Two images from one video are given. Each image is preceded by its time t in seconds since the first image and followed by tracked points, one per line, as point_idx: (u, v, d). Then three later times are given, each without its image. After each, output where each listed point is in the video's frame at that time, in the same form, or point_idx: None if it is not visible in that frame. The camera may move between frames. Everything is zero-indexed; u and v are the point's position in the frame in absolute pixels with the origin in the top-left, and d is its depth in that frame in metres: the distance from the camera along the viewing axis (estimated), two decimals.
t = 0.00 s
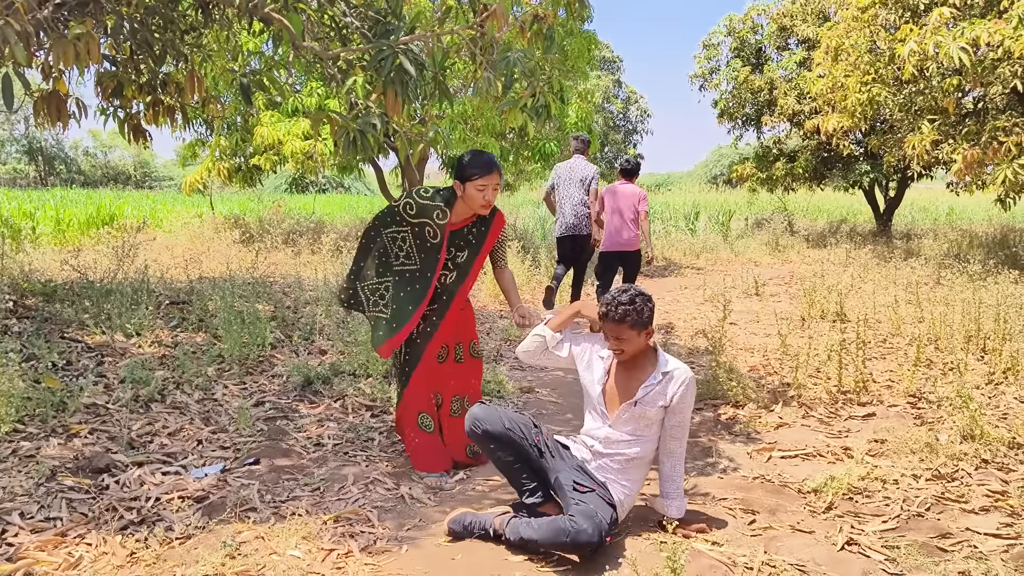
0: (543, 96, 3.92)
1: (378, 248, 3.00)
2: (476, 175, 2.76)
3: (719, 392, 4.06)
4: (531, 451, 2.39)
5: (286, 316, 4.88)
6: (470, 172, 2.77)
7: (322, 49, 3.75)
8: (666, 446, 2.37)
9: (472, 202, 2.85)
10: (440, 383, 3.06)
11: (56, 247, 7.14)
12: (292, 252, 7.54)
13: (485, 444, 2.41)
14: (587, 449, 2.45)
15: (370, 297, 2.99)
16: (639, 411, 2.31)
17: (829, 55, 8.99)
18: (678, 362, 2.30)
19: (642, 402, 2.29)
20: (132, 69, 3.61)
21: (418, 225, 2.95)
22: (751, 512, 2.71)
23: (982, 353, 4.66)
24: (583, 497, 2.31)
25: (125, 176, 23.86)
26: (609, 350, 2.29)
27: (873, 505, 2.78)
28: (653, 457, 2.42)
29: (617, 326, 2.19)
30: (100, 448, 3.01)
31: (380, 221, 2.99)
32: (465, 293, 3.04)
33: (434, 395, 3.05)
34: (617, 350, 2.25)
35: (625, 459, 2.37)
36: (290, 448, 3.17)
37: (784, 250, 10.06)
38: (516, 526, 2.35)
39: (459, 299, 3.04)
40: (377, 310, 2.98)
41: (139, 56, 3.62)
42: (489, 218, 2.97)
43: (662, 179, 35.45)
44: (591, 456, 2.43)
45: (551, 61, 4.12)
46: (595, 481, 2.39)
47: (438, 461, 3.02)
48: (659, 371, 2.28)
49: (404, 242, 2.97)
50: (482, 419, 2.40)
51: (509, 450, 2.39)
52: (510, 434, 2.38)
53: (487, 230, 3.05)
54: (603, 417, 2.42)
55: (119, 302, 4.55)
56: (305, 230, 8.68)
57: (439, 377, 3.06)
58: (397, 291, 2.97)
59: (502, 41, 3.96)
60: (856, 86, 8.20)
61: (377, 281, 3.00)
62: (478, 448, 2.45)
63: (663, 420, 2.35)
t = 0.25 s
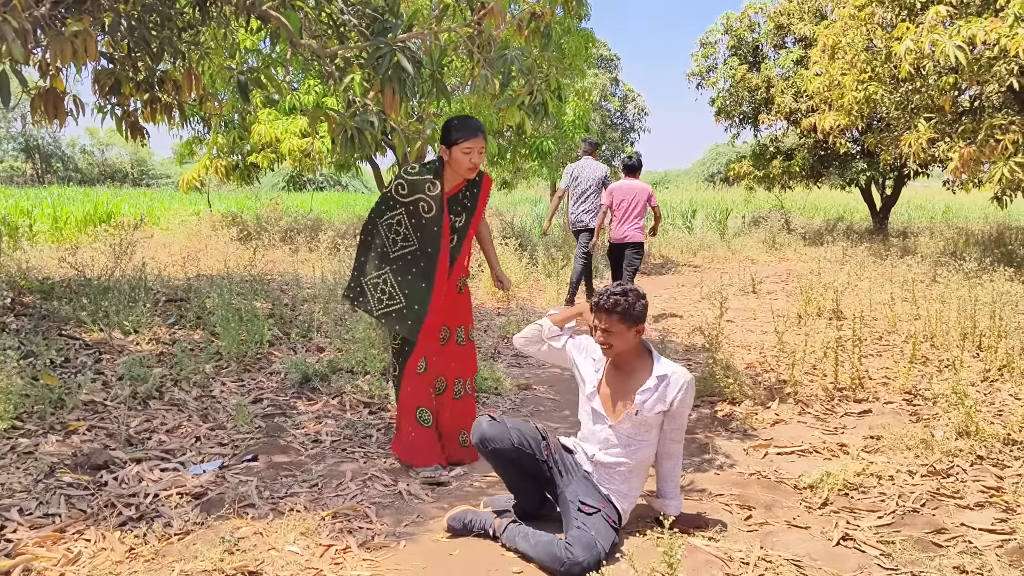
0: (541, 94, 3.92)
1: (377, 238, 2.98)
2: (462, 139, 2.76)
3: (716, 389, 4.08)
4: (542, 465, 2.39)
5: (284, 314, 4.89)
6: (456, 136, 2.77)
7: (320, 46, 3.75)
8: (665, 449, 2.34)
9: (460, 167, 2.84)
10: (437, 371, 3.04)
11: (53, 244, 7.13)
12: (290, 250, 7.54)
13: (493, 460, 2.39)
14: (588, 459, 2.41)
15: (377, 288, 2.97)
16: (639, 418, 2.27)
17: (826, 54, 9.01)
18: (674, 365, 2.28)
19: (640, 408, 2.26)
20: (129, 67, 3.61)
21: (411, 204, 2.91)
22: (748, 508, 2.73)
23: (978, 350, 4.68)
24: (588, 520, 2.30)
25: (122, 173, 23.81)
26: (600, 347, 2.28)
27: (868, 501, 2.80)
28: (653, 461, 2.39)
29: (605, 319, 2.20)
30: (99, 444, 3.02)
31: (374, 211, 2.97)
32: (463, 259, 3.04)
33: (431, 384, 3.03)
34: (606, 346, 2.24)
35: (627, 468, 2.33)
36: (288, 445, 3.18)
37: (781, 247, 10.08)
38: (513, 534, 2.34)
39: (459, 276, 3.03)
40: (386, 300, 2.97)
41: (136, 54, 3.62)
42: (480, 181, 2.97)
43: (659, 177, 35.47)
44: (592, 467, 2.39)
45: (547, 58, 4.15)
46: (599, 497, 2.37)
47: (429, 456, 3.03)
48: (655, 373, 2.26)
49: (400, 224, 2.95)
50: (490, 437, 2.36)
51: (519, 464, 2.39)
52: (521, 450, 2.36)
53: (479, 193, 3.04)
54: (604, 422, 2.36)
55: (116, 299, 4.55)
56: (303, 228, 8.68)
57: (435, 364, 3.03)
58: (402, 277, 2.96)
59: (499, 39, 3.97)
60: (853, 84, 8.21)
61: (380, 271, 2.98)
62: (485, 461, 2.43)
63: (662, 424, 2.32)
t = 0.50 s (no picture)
0: (539, 90, 3.93)
1: (373, 228, 2.88)
2: (451, 120, 2.75)
3: (713, 385, 4.09)
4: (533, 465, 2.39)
5: (282, 311, 4.89)
6: (446, 116, 2.75)
7: (317, 43, 3.75)
8: (670, 444, 2.37)
9: (450, 149, 2.81)
10: (433, 361, 2.99)
11: (50, 242, 7.12)
12: (288, 248, 7.53)
13: (484, 466, 2.39)
14: (588, 456, 2.39)
15: (380, 278, 2.89)
16: (648, 416, 2.28)
17: (823, 51, 9.02)
18: (682, 364, 2.30)
19: (650, 406, 2.26)
20: (127, 63, 3.61)
21: (404, 190, 2.85)
22: (745, 503, 2.74)
23: (975, 346, 4.69)
24: (584, 516, 2.30)
25: (119, 171, 23.78)
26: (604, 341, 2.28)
27: (865, 496, 2.81)
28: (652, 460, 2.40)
29: (611, 312, 2.22)
30: (96, 440, 3.02)
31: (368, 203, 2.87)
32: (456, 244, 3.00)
33: (425, 376, 2.97)
34: (610, 339, 2.25)
35: (632, 466, 2.34)
36: (286, 441, 3.18)
37: (778, 245, 10.09)
38: (511, 529, 2.35)
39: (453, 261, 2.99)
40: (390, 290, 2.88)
41: (134, 50, 3.62)
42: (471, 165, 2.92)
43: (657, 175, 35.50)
44: (593, 464, 2.37)
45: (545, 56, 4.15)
46: (596, 493, 2.37)
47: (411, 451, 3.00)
48: (663, 371, 2.27)
49: (396, 212, 2.87)
50: (479, 444, 2.37)
51: (510, 466, 2.40)
52: (511, 454, 2.36)
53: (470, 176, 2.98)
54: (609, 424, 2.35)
55: (114, 296, 4.55)
56: (300, 225, 8.67)
57: (429, 356, 2.98)
58: (404, 264, 2.89)
59: (497, 36, 3.97)
60: (850, 82, 8.22)
61: (380, 262, 2.89)
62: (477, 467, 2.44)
63: (667, 421, 2.34)
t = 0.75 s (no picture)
0: (537, 88, 3.93)
1: (361, 240, 2.87)
2: (447, 137, 2.70)
3: (711, 382, 4.09)
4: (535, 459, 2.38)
5: (280, 308, 4.88)
6: (441, 134, 2.70)
7: (315, 40, 3.75)
8: (670, 442, 2.37)
9: (445, 166, 2.77)
10: (422, 371, 2.96)
11: (48, 239, 7.11)
12: (286, 245, 7.53)
13: (486, 460, 2.37)
14: (589, 452, 2.40)
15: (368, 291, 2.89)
16: (648, 415, 2.28)
17: (822, 49, 9.02)
18: (683, 363, 2.30)
19: (651, 405, 2.26)
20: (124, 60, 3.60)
21: (394, 205, 2.81)
22: (743, 499, 2.74)
23: (972, 344, 4.70)
24: (583, 512, 2.30)
25: (116, 169, 23.73)
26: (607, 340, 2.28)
27: (863, 492, 2.81)
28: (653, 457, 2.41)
29: (615, 309, 2.22)
30: (94, 437, 3.01)
31: (356, 215, 2.86)
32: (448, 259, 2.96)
33: (413, 383, 2.95)
34: (613, 337, 2.25)
35: (633, 464, 2.35)
36: (284, 438, 3.18)
37: (776, 243, 10.09)
38: (509, 526, 2.35)
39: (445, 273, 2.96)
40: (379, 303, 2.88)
41: (131, 46, 3.61)
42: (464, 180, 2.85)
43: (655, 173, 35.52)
44: (593, 461, 2.38)
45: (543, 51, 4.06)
46: (595, 489, 2.37)
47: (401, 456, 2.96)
48: (665, 371, 2.27)
49: (386, 225, 2.84)
50: (482, 438, 2.33)
51: (512, 460, 2.38)
52: (514, 448, 2.35)
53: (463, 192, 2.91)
54: (608, 424, 2.35)
55: (111, 293, 4.54)
56: (298, 222, 8.66)
57: (417, 363, 2.94)
58: (394, 277, 2.87)
59: (496, 32, 3.97)
60: (848, 79, 8.23)
61: (367, 274, 2.90)
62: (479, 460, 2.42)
63: (667, 419, 2.34)
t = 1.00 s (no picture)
0: (536, 86, 3.94)
1: (350, 248, 2.88)
2: (450, 163, 2.66)
3: (710, 380, 4.09)
4: (536, 456, 2.39)
5: (279, 307, 4.88)
6: (443, 159, 2.66)
7: (314, 38, 3.74)
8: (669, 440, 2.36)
9: (445, 189, 2.74)
10: (409, 380, 2.95)
11: (47, 238, 7.10)
12: (285, 244, 7.52)
13: (487, 455, 2.39)
14: (589, 449, 2.40)
15: (351, 301, 2.89)
16: (648, 412, 2.29)
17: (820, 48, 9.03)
18: (683, 360, 2.30)
19: (650, 403, 2.27)
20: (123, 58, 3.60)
21: (386, 219, 2.82)
22: (743, 497, 2.74)
23: (972, 342, 4.70)
24: (584, 509, 2.30)
25: (115, 168, 23.68)
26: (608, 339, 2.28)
27: (863, 490, 2.81)
28: (653, 455, 2.41)
29: (618, 308, 2.21)
30: (94, 435, 3.01)
31: (348, 219, 2.87)
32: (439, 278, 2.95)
33: (400, 390, 2.95)
34: (615, 337, 2.25)
35: (633, 461, 2.34)
36: (284, 436, 3.18)
37: (775, 242, 10.10)
38: (509, 523, 2.35)
39: (435, 288, 2.95)
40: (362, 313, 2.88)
41: (131, 44, 3.60)
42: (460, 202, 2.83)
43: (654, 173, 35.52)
44: (593, 459, 2.38)
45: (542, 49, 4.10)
46: (595, 486, 2.37)
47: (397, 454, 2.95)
48: (663, 368, 2.27)
49: (375, 237, 2.85)
50: (483, 432, 2.36)
51: (512, 457, 2.40)
52: (515, 443, 2.36)
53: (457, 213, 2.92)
54: (608, 422, 2.36)
55: (111, 292, 4.53)
56: (298, 221, 8.66)
57: (405, 368, 2.93)
58: (379, 290, 2.87)
59: (495, 30, 3.96)
60: (847, 78, 8.24)
61: (353, 283, 2.89)
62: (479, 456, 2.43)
63: (667, 417, 2.34)
